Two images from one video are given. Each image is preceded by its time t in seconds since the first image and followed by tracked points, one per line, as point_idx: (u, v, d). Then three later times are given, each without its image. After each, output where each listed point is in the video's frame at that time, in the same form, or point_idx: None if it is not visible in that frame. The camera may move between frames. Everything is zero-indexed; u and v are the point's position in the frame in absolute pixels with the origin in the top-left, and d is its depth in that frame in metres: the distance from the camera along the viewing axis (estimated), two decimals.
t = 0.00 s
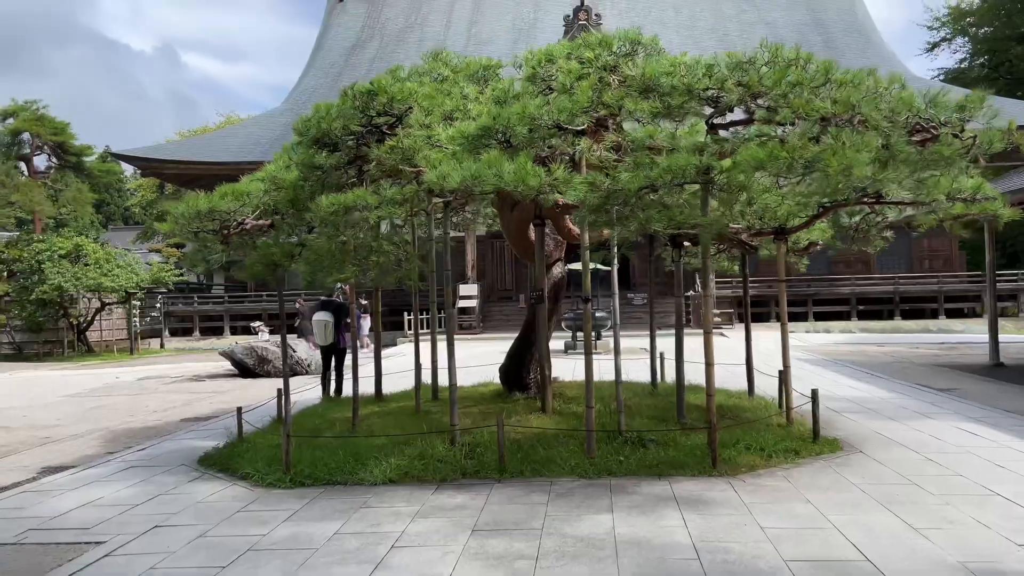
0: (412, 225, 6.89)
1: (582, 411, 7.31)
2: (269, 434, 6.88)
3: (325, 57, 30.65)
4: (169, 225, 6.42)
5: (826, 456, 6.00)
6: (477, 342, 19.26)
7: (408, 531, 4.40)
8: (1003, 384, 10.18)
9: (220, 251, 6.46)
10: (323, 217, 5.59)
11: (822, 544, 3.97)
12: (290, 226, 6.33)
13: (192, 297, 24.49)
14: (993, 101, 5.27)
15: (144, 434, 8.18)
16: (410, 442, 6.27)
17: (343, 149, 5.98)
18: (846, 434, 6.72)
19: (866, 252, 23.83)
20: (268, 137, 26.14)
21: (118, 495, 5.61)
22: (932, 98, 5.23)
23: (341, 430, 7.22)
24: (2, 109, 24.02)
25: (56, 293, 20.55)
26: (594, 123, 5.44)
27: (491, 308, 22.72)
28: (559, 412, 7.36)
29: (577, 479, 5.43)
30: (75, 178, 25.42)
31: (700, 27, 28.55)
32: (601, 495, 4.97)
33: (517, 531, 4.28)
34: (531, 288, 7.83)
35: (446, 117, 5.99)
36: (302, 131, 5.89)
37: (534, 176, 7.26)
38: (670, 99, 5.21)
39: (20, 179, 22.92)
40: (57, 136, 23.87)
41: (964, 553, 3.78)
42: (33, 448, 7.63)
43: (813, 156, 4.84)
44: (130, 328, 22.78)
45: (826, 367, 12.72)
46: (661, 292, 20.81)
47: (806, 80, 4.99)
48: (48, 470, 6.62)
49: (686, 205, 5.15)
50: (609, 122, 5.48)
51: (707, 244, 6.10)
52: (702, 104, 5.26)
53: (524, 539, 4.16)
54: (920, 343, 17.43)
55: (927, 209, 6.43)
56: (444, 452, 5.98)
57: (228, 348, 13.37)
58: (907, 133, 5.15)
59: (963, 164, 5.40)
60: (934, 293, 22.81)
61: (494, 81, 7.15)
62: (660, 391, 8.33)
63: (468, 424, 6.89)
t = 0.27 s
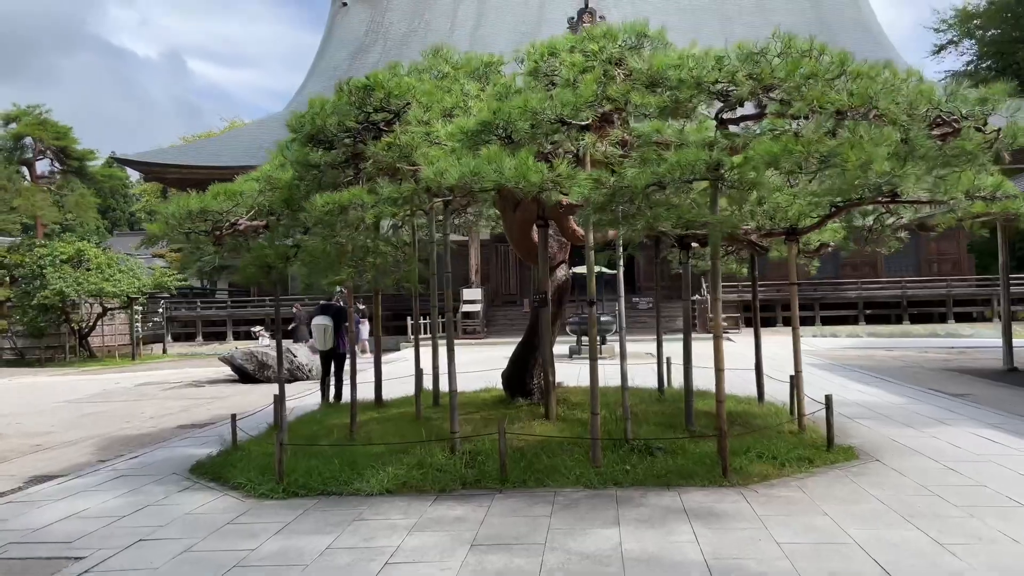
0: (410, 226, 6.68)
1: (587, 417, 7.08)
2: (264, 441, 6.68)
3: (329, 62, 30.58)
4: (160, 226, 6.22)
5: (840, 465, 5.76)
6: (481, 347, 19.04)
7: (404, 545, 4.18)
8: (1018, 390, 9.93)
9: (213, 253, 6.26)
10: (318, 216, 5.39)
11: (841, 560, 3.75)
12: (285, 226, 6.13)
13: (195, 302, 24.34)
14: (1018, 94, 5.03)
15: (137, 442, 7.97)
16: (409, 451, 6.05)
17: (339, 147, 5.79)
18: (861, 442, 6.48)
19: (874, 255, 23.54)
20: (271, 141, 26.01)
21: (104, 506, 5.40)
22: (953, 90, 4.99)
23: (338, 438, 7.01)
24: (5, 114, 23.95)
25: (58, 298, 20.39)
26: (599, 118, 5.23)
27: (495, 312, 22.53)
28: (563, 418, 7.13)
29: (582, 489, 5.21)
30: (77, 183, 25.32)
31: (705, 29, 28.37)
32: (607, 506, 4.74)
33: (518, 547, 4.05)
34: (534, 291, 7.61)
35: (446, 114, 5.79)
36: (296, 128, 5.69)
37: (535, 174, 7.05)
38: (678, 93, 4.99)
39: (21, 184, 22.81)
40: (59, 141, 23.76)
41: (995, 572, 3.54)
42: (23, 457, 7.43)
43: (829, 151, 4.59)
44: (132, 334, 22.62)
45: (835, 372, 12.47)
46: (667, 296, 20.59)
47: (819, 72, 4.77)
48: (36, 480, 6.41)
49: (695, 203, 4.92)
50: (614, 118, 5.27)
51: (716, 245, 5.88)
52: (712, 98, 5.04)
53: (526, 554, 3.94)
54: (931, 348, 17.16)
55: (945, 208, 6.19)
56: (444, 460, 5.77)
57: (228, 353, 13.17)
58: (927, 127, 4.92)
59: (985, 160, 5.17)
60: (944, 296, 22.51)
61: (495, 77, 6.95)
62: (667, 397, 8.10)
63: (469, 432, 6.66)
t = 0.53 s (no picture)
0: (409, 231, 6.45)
1: (594, 428, 6.83)
2: (259, 453, 6.44)
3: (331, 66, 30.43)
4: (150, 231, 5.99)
5: (859, 480, 5.50)
6: (485, 352, 18.80)
7: (400, 569, 3.94)
8: None
9: (206, 258, 6.04)
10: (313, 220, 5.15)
11: None
12: (279, 231, 5.90)
13: (196, 307, 24.15)
14: None
15: (130, 453, 7.74)
16: (408, 464, 5.81)
17: (335, 148, 5.56)
18: (879, 455, 6.22)
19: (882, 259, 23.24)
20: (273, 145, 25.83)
21: (90, 523, 5.17)
22: (980, 86, 4.74)
23: (336, 450, 6.78)
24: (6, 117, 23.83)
25: (57, 303, 20.20)
26: (606, 117, 5.00)
27: (499, 317, 22.30)
28: (569, 429, 6.88)
29: (589, 507, 4.96)
30: (79, 187, 25.17)
31: (711, 32, 28.15)
32: (616, 525, 4.49)
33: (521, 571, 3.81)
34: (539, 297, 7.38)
35: (446, 113, 5.56)
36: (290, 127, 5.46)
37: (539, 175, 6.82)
38: (689, 90, 4.75)
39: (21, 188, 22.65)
40: (59, 144, 23.61)
41: None
42: (11, 468, 7.21)
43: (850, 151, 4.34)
44: (133, 339, 22.42)
45: (847, 379, 12.20)
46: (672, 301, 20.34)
47: (839, 67, 4.53)
48: (21, 494, 6.19)
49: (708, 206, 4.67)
50: (622, 117, 5.03)
51: (729, 250, 5.63)
52: (725, 95, 4.80)
53: None
54: (942, 354, 16.88)
55: (967, 211, 5.93)
56: (444, 474, 5.52)
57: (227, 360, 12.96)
58: (952, 125, 4.66)
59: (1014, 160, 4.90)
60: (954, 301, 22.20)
61: (498, 77, 6.72)
62: (677, 407, 7.85)
63: (471, 444, 6.42)
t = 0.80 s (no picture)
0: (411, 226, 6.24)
1: (602, 430, 6.61)
2: (255, 456, 6.23)
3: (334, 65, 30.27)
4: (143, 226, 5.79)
5: (879, 485, 5.27)
6: (489, 353, 18.61)
7: None
8: None
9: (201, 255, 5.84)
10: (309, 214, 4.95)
11: None
12: (276, 226, 5.70)
13: (198, 308, 23.98)
14: None
15: (124, 456, 7.54)
16: (409, 468, 5.59)
17: (334, 139, 5.35)
18: (898, 459, 5.98)
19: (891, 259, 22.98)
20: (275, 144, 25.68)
21: (78, 529, 4.96)
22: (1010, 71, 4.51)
23: (335, 453, 6.57)
24: (8, 117, 23.70)
25: (58, 303, 20.03)
26: (616, 105, 4.79)
27: (503, 318, 22.10)
28: (576, 432, 6.66)
29: (599, 513, 4.73)
30: (81, 187, 25.03)
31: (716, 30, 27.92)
32: (627, 533, 4.27)
33: None
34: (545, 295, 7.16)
35: (449, 103, 5.35)
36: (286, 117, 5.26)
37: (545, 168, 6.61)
38: (703, 76, 4.55)
39: (23, 187, 22.50)
40: (61, 144, 23.47)
41: None
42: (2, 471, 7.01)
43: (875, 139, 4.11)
44: (134, 340, 22.26)
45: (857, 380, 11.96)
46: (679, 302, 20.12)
47: (861, 51, 4.31)
48: (10, 498, 5.99)
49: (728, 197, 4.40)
50: (632, 105, 4.81)
51: (743, 244, 5.41)
52: (741, 81, 4.58)
53: None
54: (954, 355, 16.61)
55: (991, 205, 5.70)
56: (447, 478, 5.31)
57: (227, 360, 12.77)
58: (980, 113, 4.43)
59: None
60: (964, 301, 21.92)
61: (502, 67, 6.52)
62: (686, 409, 7.62)
63: (474, 448, 6.20)
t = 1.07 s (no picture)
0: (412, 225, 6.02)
1: (610, 437, 6.39)
2: (251, 463, 6.02)
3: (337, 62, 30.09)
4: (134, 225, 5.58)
5: (901, 497, 5.03)
6: (493, 354, 18.40)
7: None
8: None
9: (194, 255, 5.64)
10: (306, 213, 4.73)
11: None
12: (272, 225, 5.48)
13: (200, 308, 23.81)
14: None
15: (118, 461, 7.34)
16: (410, 477, 5.37)
17: (332, 134, 5.13)
18: (918, 468, 5.75)
19: (899, 259, 22.71)
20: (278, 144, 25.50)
21: (64, 541, 4.75)
22: None
23: (334, 460, 6.35)
24: (9, 115, 23.55)
25: (59, 304, 19.85)
26: (627, 99, 4.57)
27: (507, 319, 21.90)
28: (583, 438, 6.44)
29: (608, 527, 4.51)
30: (82, 186, 24.87)
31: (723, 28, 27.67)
32: (639, 550, 4.04)
33: None
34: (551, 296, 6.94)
35: (451, 97, 5.13)
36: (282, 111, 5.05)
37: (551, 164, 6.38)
38: (718, 68, 4.33)
39: (24, 186, 22.34)
40: (62, 143, 23.30)
41: None
42: None
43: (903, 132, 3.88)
44: (136, 340, 22.09)
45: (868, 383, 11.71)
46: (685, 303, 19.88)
47: (887, 40, 4.08)
48: None
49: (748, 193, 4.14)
50: (644, 98, 4.59)
51: (759, 243, 5.18)
52: (759, 73, 4.36)
53: None
54: (965, 357, 16.34)
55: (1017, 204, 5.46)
56: (449, 488, 5.09)
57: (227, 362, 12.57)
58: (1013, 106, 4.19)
59: None
60: (973, 303, 21.63)
61: (507, 61, 6.30)
62: (696, 414, 7.40)
63: (477, 455, 5.98)
